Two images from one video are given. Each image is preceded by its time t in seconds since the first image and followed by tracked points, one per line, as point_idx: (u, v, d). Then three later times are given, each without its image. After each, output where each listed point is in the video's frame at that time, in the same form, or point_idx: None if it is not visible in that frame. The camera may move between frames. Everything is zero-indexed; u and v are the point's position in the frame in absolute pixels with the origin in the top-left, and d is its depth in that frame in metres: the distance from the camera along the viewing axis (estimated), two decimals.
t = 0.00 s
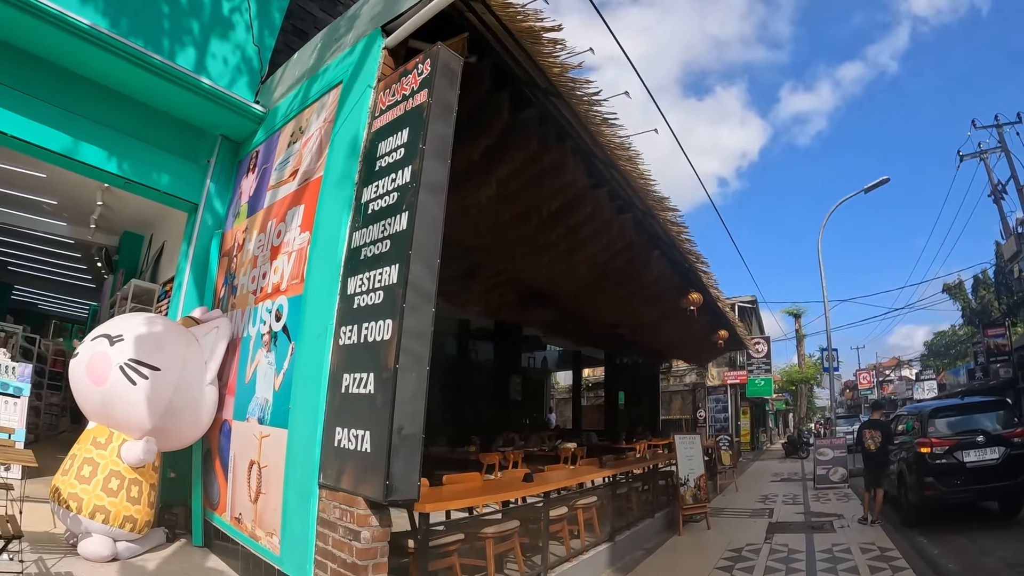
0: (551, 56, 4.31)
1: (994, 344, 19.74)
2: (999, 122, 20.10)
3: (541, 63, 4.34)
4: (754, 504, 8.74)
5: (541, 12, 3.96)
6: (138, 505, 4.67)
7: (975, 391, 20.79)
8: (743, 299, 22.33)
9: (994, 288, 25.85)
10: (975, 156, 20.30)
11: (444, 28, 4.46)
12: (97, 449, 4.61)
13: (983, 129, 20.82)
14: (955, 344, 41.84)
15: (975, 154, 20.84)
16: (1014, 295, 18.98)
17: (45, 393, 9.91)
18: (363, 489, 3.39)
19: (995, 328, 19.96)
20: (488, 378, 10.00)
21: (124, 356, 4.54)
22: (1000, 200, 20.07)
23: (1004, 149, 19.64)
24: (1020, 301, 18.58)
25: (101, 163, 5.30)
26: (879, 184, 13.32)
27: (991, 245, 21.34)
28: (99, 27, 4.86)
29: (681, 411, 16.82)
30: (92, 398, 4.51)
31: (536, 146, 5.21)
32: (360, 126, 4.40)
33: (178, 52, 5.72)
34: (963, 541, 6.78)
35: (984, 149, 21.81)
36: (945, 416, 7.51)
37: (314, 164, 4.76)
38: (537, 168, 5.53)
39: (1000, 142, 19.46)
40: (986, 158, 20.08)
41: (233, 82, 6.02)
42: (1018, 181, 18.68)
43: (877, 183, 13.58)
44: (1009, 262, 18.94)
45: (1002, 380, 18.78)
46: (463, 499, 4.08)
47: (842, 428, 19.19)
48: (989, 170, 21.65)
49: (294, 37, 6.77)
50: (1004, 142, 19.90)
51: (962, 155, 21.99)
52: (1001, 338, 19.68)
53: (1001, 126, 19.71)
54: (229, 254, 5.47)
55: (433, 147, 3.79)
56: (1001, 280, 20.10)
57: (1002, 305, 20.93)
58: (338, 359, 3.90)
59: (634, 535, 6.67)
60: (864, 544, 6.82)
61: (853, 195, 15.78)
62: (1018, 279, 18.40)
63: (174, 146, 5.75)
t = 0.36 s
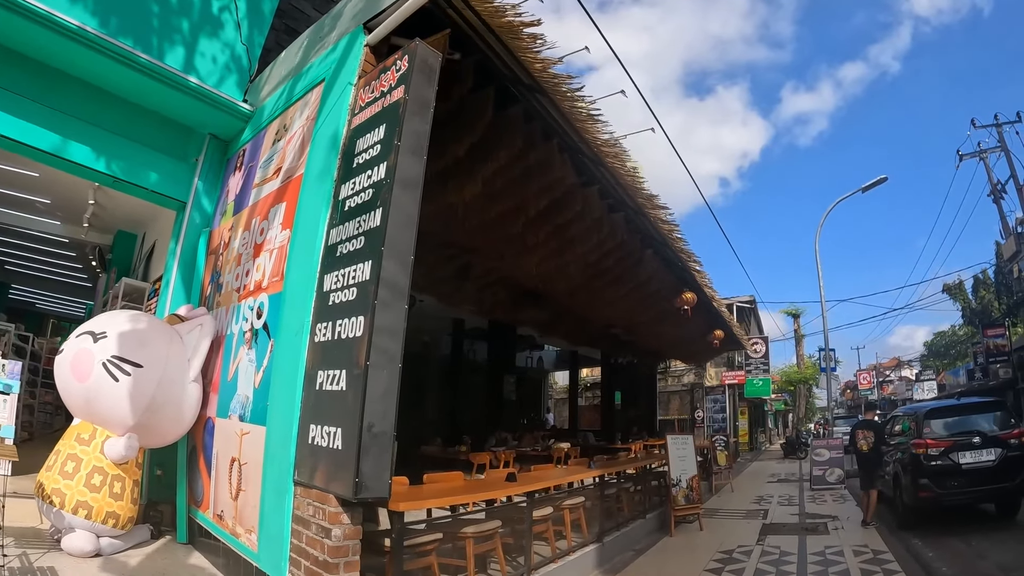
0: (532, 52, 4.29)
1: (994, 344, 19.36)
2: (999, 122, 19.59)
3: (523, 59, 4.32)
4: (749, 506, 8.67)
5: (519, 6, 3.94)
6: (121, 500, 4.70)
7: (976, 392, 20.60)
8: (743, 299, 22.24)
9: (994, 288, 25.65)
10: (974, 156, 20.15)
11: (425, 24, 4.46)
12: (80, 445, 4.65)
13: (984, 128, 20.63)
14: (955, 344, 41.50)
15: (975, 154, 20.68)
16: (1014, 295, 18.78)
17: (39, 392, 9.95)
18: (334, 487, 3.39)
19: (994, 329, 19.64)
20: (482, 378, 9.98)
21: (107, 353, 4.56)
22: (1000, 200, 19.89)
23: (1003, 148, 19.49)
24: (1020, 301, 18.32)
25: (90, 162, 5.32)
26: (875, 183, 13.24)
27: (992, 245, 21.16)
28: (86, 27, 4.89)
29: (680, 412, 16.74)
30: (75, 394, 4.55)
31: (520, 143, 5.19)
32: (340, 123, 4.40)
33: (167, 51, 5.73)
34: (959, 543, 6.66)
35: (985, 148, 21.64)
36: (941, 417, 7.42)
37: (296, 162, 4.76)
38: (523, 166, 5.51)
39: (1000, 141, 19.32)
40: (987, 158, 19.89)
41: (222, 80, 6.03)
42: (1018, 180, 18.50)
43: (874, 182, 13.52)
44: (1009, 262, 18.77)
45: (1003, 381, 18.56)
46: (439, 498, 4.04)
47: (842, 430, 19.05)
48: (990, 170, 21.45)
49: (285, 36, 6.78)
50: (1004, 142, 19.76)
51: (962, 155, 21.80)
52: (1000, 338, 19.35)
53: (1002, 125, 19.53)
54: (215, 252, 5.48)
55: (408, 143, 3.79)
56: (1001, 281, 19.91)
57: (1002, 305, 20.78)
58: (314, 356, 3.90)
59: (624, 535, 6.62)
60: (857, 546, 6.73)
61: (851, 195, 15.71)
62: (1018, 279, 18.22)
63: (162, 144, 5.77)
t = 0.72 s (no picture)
0: (509, 51, 4.30)
1: (992, 345, 19.63)
2: (998, 121, 19.69)
3: (500, 58, 4.34)
4: (742, 506, 8.63)
5: (491, 6, 3.95)
6: (104, 496, 4.75)
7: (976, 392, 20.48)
8: (743, 300, 22.16)
9: (994, 287, 25.48)
10: (973, 155, 20.02)
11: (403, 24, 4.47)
12: (65, 442, 4.73)
13: (983, 128, 20.51)
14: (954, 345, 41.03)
15: (974, 153, 20.53)
16: (1013, 295, 18.64)
17: (36, 390, 10.06)
18: (302, 483, 3.43)
19: (993, 328, 19.76)
20: (476, 377, 10.01)
21: (91, 351, 4.63)
22: (1000, 199, 19.77)
23: (1003, 148, 19.31)
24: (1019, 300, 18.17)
25: (78, 162, 5.40)
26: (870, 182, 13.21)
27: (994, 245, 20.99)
28: (74, 30, 4.96)
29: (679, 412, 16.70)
30: (61, 392, 4.62)
31: (502, 143, 5.21)
32: (317, 123, 4.45)
33: (156, 52, 5.79)
34: (951, 547, 6.57)
35: (987, 147, 21.47)
36: (933, 418, 7.35)
37: (277, 162, 4.81)
38: (506, 167, 5.52)
39: (1000, 140, 19.17)
40: (986, 157, 19.76)
41: (210, 81, 6.06)
42: (1017, 179, 18.38)
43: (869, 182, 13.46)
44: (1009, 261, 18.66)
45: (1002, 382, 18.41)
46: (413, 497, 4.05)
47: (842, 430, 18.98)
48: (989, 170, 21.32)
49: (276, 37, 6.86)
50: (1004, 141, 19.60)
51: (962, 155, 21.67)
52: (999, 339, 19.55)
53: (1001, 124, 19.41)
54: (201, 252, 5.54)
55: (380, 143, 3.82)
56: (1001, 281, 19.79)
57: (1002, 305, 20.62)
58: (287, 355, 3.94)
59: (611, 536, 6.61)
60: (847, 549, 6.65)
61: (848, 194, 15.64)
62: (1018, 278, 18.12)
63: (151, 145, 5.84)
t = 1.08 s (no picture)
0: (488, 49, 4.31)
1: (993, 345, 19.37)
2: (998, 120, 19.65)
3: (479, 56, 4.35)
4: (736, 507, 8.59)
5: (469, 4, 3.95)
6: (90, 490, 4.81)
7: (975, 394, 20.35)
8: (744, 300, 22.10)
9: (995, 288, 25.31)
10: (972, 155, 19.89)
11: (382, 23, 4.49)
12: (52, 437, 4.80)
13: (981, 128, 20.39)
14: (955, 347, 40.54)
15: (975, 153, 20.38)
16: (1013, 295, 18.52)
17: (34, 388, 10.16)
18: (273, 478, 3.46)
19: (992, 329, 19.64)
20: (471, 376, 10.04)
21: (77, 348, 4.69)
22: (999, 199, 19.64)
23: (1003, 148, 19.14)
24: (1019, 300, 18.05)
25: (69, 162, 5.49)
26: (867, 182, 13.17)
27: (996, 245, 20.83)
28: (63, 32, 5.04)
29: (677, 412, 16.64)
30: (47, 388, 4.67)
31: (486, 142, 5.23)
32: (298, 123, 4.49)
33: (146, 52, 5.87)
34: (944, 549, 6.47)
35: (990, 146, 21.31)
36: (927, 419, 7.27)
37: (260, 161, 4.86)
38: (491, 165, 5.54)
39: (1001, 140, 19.04)
40: (986, 157, 19.63)
41: (200, 81, 6.14)
42: (1016, 178, 18.25)
43: (866, 181, 13.40)
44: (1009, 261, 18.55)
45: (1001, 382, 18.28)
46: (390, 493, 4.05)
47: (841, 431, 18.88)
48: (988, 169, 21.21)
49: (269, 37, 6.92)
50: (1004, 141, 19.46)
51: (962, 154, 21.51)
52: (1000, 339, 19.41)
53: (1001, 123, 19.26)
54: (189, 251, 5.61)
55: (354, 142, 3.86)
56: (1001, 281, 19.66)
57: (1003, 305, 20.49)
58: (263, 351, 3.99)
59: (598, 536, 6.60)
60: (837, 551, 6.58)
61: (846, 194, 15.58)
62: (1018, 278, 18.02)
63: (142, 145, 5.91)
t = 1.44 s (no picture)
0: (470, 46, 4.29)
1: (994, 344, 19.78)
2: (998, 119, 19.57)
3: (461, 53, 4.32)
4: (732, 508, 8.51)
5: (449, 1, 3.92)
6: (77, 487, 4.85)
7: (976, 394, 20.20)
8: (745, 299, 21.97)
9: (996, 286, 25.04)
10: (973, 153, 19.74)
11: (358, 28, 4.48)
12: (40, 433, 4.84)
13: (981, 126, 20.28)
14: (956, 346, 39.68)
15: (976, 151, 20.16)
16: (1014, 294, 18.38)
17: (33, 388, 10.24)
18: (248, 474, 3.48)
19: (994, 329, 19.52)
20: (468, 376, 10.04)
21: (64, 345, 4.73)
22: (1000, 197, 19.49)
23: (1003, 146, 18.92)
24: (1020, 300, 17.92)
25: (60, 162, 5.54)
26: (865, 181, 13.10)
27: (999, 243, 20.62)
28: (53, 33, 5.09)
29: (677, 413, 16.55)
30: (35, 385, 4.71)
31: (472, 140, 5.22)
32: (280, 121, 4.51)
33: (137, 52, 5.92)
34: (941, 552, 6.36)
35: (993, 144, 21.10)
36: (924, 420, 7.17)
37: (244, 160, 4.88)
38: (477, 163, 5.53)
39: (1001, 137, 18.82)
40: (987, 156, 19.49)
41: (191, 81, 6.18)
42: (1017, 177, 18.13)
43: (865, 179, 13.28)
44: (1009, 260, 18.42)
45: (1002, 382, 18.13)
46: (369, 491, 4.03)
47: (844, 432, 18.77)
48: (988, 167, 21.10)
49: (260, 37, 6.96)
50: (1005, 138, 19.24)
51: (962, 153, 21.35)
52: (1000, 339, 19.69)
53: (1001, 121, 19.13)
54: (178, 250, 5.64)
55: (331, 140, 3.87)
56: (1003, 281, 19.53)
57: (1005, 305, 20.35)
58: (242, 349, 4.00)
59: (589, 537, 6.55)
60: (831, 553, 6.48)
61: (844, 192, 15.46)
62: (1019, 278, 17.89)
63: (133, 145, 5.96)
